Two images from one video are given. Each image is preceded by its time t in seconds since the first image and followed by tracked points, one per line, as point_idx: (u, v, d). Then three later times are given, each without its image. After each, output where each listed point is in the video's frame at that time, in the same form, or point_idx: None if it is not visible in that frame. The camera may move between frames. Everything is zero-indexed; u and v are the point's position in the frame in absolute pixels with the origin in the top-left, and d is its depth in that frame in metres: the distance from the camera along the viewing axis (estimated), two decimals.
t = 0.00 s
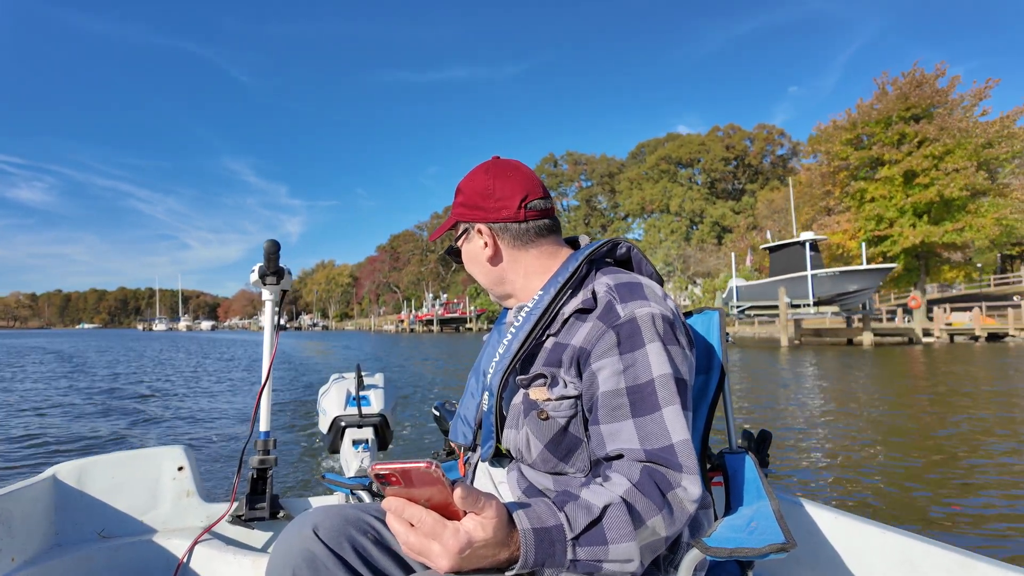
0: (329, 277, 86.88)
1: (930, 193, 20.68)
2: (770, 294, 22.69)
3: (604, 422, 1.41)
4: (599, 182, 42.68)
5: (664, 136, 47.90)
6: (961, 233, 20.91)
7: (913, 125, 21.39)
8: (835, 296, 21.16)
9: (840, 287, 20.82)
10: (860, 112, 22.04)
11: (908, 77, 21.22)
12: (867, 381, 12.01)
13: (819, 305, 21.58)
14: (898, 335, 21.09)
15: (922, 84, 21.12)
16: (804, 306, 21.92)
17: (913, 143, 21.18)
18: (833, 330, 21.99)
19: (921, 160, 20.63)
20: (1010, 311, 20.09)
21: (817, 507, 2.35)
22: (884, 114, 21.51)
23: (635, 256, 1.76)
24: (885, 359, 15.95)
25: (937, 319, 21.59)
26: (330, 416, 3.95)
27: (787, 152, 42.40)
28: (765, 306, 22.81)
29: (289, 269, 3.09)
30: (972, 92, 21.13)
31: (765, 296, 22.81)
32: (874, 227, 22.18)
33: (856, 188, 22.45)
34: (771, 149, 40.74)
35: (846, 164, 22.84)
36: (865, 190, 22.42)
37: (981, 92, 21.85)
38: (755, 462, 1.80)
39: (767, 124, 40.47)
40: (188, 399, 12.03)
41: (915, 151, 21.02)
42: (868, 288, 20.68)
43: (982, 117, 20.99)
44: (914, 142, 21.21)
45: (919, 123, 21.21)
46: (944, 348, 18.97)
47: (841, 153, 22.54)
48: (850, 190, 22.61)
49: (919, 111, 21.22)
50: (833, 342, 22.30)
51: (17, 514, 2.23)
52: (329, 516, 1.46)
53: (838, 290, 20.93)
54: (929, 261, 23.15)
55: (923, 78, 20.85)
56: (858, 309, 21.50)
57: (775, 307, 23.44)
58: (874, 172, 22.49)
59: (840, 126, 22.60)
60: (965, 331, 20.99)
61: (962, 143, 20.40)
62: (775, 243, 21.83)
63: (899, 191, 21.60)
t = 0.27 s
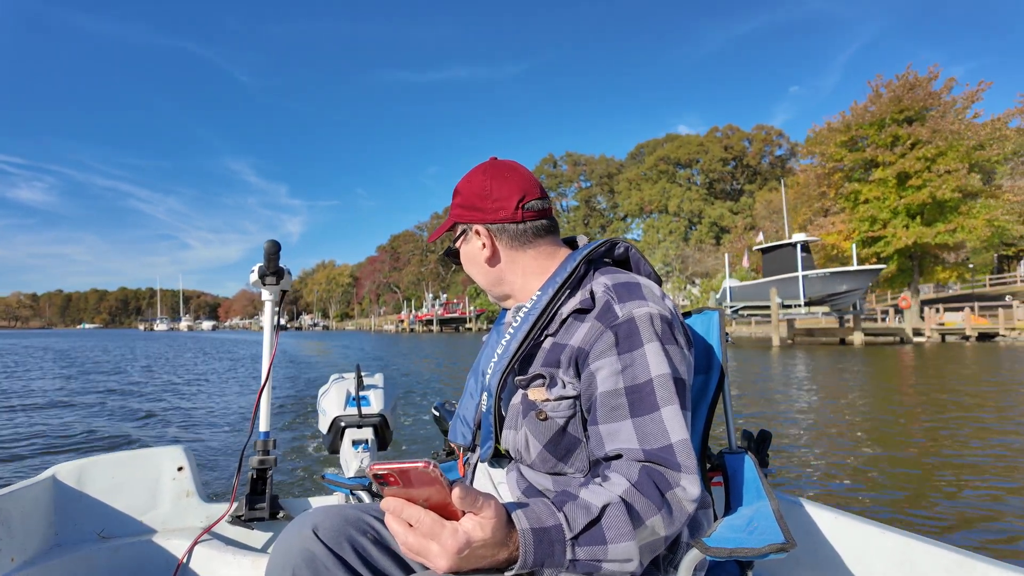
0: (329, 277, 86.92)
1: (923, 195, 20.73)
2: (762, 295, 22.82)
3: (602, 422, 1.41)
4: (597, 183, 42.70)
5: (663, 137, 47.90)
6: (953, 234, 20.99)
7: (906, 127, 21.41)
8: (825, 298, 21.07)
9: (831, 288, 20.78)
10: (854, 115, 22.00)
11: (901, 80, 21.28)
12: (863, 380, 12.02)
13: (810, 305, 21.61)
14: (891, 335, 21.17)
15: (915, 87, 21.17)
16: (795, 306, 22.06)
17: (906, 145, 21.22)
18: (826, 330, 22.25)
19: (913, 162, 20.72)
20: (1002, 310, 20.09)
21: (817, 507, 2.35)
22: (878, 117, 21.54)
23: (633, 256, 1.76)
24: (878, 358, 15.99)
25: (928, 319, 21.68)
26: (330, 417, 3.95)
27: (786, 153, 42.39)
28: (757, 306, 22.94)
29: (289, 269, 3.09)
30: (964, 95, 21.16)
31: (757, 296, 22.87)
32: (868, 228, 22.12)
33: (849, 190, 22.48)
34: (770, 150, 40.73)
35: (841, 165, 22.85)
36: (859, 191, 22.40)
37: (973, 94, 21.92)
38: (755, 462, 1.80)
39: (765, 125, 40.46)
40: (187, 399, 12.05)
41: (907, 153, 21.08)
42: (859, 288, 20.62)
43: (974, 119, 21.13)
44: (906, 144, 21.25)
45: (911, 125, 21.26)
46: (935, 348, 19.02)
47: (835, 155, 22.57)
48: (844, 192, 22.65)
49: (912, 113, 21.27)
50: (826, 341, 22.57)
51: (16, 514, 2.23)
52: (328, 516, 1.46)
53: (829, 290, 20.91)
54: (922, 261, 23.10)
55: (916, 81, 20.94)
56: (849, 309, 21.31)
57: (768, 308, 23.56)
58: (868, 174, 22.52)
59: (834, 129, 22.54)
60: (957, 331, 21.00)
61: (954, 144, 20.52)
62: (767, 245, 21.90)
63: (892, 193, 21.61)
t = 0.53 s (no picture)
0: (329, 277, 86.94)
1: (915, 197, 20.77)
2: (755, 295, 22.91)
3: (602, 422, 1.41)
4: (597, 184, 42.69)
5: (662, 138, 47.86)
6: (946, 235, 21.04)
7: (900, 130, 21.39)
8: (816, 298, 21.22)
9: (823, 289, 20.93)
10: (848, 117, 21.92)
11: (896, 82, 21.25)
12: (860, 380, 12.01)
13: (801, 305, 21.81)
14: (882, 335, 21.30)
15: (909, 90, 21.11)
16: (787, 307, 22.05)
17: (900, 147, 21.23)
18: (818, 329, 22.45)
19: (906, 164, 20.74)
20: (993, 311, 20.31)
21: (816, 507, 2.35)
22: (871, 120, 21.51)
23: (632, 257, 1.76)
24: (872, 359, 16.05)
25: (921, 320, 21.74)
26: (330, 417, 3.95)
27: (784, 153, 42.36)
28: (751, 305, 23.02)
29: (289, 269, 3.09)
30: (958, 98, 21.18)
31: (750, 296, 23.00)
32: (862, 230, 22.14)
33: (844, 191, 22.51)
34: (769, 150, 40.70)
35: (835, 167, 22.83)
36: (853, 193, 22.42)
37: (967, 97, 21.95)
38: (755, 462, 1.80)
39: (764, 126, 40.44)
40: (187, 399, 12.05)
41: (901, 155, 21.11)
42: (849, 288, 20.75)
43: (967, 122, 21.11)
44: (900, 147, 21.27)
45: (905, 128, 21.27)
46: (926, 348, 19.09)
47: (829, 158, 22.57)
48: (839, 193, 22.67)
49: (906, 116, 21.29)
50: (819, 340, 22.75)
51: (17, 515, 2.24)
52: (329, 517, 1.46)
53: (820, 291, 21.04)
54: (916, 261, 23.06)
55: (910, 84, 20.89)
56: (840, 310, 21.32)
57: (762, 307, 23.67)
58: (863, 176, 22.54)
59: (828, 132, 22.43)
60: (948, 331, 21.10)
61: (947, 147, 20.57)
62: (758, 247, 21.84)
63: (886, 194, 21.64)
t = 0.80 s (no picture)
0: (329, 278, 86.96)
1: (908, 199, 20.80)
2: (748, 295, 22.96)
3: (602, 422, 1.41)
4: (596, 184, 42.67)
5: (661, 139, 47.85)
6: (938, 236, 21.04)
7: (893, 132, 21.38)
8: (807, 299, 21.26)
9: (814, 289, 20.91)
10: (843, 120, 21.92)
11: (889, 86, 21.32)
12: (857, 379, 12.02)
13: (793, 305, 21.72)
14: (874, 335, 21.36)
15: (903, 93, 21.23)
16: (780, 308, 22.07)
17: (893, 150, 21.27)
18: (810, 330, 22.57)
19: (900, 166, 20.73)
20: (984, 311, 20.41)
21: (817, 508, 2.34)
22: (865, 122, 21.52)
23: (632, 256, 1.76)
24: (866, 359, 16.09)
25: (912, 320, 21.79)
26: (330, 417, 3.95)
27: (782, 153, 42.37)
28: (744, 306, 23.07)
29: (289, 269, 3.08)
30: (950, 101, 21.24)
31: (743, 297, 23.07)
32: (856, 231, 22.11)
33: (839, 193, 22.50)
34: (767, 151, 40.70)
35: (830, 169, 22.81)
36: (848, 195, 22.41)
37: (960, 100, 21.99)
38: (755, 462, 1.79)
39: (762, 127, 40.44)
40: (185, 399, 12.05)
41: (894, 158, 21.14)
42: (840, 289, 20.74)
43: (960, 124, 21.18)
44: (893, 149, 21.30)
45: (898, 130, 21.27)
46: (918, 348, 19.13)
47: (824, 160, 22.56)
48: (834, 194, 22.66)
49: (900, 119, 21.32)
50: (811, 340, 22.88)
51: (17, 515, 2.24)
52: (330, 517, 1.46)
53: (811, 291, 21.04)
54: (910, 262, 23.04)
55: (904, 87, 20.96)
56: (831, 310, 21.36)
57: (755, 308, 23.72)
58: (858, 177, 22.54)
59: (822, 133, 22.45)
60: (940, 331, 21.14)
61: (939, 149, 20.62)
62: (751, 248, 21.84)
63: (879, 196, 21.63)
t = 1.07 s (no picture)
0: (329, 278, 86.98)
1: (901, 200, 20.79)
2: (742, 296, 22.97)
3: (602, 423, 1.41)
4: (595, 185, 42.65)
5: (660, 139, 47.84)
6: (931, 238, 20.94)
7: (887, 135, 21.40)
8: (799, 299, 21.26)
9: (806, 289, 20.86)
10: (838, 122, 21.96)
11: (882, 89, 21.36)
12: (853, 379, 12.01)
13: (785, 305, 21.81)
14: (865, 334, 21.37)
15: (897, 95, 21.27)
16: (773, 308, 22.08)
17: (886, 152, 21.28)
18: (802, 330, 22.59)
19: (893, 168, 20.70)
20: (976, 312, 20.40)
21: (818, 507, 2.34)
22: (860, 124, 21.53)
23: (631, 257, 1.76)
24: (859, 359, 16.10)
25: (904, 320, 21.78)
26: (330, 417, 3.95)
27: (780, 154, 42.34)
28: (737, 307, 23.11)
29: (290, 269, 3.08)
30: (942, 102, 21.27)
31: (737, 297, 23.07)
32: (850, 232, 22.05)
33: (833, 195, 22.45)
34: (766, 152, 40.68)
35: (825, 171, 22.80)
36: (842, 196, 22.35)
37: (953, 102, 22.01)
38: (755, 461, 1.79)
39: (761, 127, 40.42)
40: (184, 399, 12.05)
41: (887, 160, 21.15)
42: (832, 289, 20.74)
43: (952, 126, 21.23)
44: (887, 151, 21.32)
45: (892, 133, 21.30)
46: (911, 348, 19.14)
47: (819, 162, 22.56)
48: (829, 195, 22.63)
49: (894, 121, 21.34)
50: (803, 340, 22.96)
51: (17, 516, 2.24)
52: (329, 517, 1.46)
53: (802, 291, 21.01)
54: (903, 262, 22.97)
55: (897, 90, 21.02)
56: (822, 310, 21.38)
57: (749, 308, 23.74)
58: (853, 179, 22.50)
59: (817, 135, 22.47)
60: (932, 331, 21.13)
61: (931, 151, 20.54)
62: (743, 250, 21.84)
63: (872, 198, 21.59)
